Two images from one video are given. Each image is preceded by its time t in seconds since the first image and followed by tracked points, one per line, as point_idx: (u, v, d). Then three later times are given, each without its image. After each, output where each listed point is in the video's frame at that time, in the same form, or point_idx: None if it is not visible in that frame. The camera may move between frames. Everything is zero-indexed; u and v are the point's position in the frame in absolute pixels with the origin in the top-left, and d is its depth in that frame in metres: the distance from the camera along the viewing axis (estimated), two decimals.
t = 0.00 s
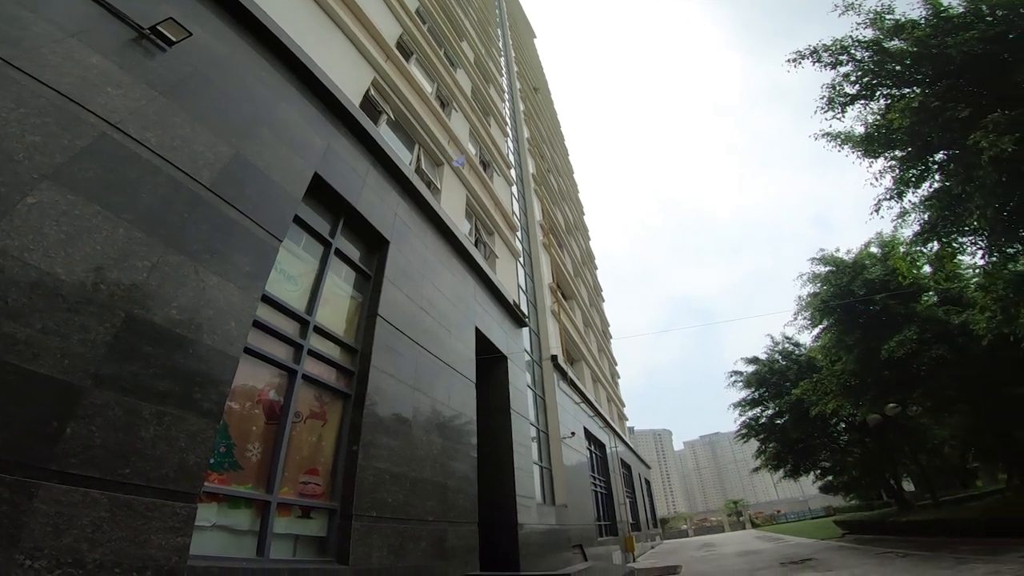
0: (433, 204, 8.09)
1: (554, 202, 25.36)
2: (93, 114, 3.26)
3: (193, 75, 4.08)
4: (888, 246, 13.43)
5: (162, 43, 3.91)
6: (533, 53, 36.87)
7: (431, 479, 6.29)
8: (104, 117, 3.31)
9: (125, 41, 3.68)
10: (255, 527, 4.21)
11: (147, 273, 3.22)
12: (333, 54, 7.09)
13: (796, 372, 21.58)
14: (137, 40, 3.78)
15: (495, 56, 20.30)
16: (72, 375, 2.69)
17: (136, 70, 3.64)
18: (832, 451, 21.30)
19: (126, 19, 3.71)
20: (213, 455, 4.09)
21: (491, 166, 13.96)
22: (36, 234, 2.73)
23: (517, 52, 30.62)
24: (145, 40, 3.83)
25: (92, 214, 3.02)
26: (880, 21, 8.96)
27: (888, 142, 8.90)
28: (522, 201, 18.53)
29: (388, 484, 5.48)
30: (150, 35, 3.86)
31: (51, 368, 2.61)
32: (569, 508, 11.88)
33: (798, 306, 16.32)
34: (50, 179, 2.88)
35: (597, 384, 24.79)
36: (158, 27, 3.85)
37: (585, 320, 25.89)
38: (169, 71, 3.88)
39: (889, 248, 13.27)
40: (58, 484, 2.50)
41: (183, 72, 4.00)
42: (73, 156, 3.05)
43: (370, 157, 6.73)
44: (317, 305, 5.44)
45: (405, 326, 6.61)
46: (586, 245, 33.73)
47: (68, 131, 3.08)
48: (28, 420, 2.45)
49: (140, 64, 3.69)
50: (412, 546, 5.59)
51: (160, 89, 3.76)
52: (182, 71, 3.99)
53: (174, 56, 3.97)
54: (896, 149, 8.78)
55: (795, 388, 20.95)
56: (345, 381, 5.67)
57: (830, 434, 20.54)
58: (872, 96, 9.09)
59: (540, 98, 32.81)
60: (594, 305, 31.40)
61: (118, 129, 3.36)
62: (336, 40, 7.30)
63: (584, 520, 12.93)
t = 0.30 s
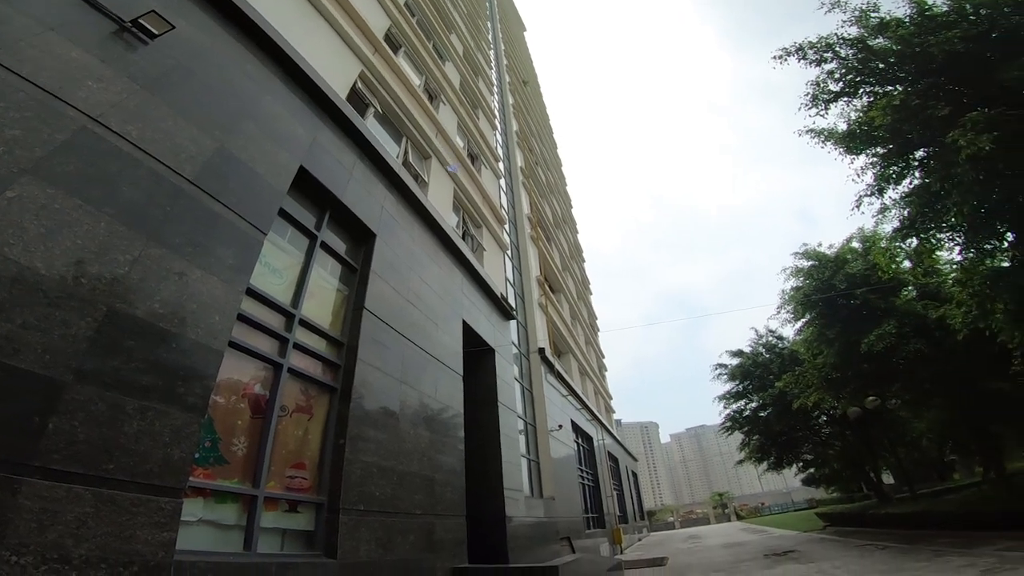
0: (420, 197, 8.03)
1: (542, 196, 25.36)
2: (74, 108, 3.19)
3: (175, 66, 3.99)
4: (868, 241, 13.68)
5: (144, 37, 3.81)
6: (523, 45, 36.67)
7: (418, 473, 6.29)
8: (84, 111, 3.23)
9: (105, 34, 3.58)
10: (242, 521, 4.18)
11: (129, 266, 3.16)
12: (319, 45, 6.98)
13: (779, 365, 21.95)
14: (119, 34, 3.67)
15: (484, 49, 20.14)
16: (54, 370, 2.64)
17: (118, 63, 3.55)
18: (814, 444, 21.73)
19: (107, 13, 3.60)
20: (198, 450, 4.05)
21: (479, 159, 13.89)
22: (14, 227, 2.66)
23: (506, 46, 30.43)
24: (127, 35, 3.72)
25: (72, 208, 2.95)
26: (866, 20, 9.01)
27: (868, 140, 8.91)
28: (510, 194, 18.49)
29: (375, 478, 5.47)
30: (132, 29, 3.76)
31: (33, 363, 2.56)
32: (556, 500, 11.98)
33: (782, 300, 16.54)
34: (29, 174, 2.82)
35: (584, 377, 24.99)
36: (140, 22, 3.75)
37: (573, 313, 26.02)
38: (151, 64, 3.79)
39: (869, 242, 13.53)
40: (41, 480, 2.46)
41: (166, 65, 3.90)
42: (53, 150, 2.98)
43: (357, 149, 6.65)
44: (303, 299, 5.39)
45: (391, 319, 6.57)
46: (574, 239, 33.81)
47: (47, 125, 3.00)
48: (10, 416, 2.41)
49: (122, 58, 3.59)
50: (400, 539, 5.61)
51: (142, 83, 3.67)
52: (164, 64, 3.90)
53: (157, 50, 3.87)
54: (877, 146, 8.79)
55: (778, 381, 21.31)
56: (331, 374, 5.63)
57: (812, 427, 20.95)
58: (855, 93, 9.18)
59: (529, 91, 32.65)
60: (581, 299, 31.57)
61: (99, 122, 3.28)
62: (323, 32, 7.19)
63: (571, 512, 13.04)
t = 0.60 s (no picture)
0: (403, 188, 7.96)
1: (527, 186, 25.30)
2: (47, 100, 3.08)
3: (153, 56, 3.87)
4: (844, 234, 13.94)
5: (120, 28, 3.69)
6: (509, 34, 36.26)
7: (402, 463, 6.30)
8: (57, 103, 3.12)
9: (79, 25, 3.46)
10: (225, 514, 4.15)
11: (104, 259, 3.08)
12: (301, 34, 6.84)
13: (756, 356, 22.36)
14: (94, 24, 3.55)
15: (470, 39, 19.89)
16: (30, 363, 2.58)
17: (93, 54, 3.43)
18: (791, 433, 22.27)
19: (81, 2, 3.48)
20: (178, 443, 4.01)
21: (463, 150, 13.78)
22: None
23: (493, 35, 30.05)
24: (101, 25, 3.60)
25: (45, 201, 2.87)
26: (847, 17, 8.93)
27: (845, 136, 8.98)
28: (495, 185, 18.43)
29: (359, 469, 5.47)
30: (107, 20, 3.64)
31: (8, 356, 2.49)
32: (539, 490, 12.12)
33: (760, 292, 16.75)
34: (2, 165, 2.72)
35: (567, 367, 25.19)
36: (115, 12, 3.63)
37: (556, 303, 26.15)
38: (127, 56, 3.67)
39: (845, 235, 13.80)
40: (20, 474, 2.42)
41: (142, 56, 3.79)
42: (26, 142, 2.88)
43: (339, 139, 6.56)
44: (283, 290, 5.33)
45: (374, 310, 6.53)
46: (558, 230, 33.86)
47: (18, 116, 2.90)
48: None
49: (97, 48, 3.48)
50: (384, 529, 5.63)
51: (118, 74, 3.56)
52: (141, 54, 3.78)
53: (133, 40, 3.75)
54: (854, 142, 8.74)
55: (756, 372, 21.75)
56: (313, 365, 5.59)
57: (788, 416, 21.48)
58: (833, 90, 9.18)
59: (514, 81, 32.36)
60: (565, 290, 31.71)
61: (74, 115, 3.19)
62: (305, 21, 7.03)
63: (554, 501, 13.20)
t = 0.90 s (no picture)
0: (389, 181, 7.90)
1: (514, 179, 25.22)
2: (24, 93, 2.99)
3: (133, 47, 3.78)
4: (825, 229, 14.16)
5: (100, 21, 3.58)
6: (497, 24, 35.91)
7: (388, 456, 6.31)
8: (33, 96, 3.03)
9: (57, 16, 3.35)
10: (210, 508, 4.13)
11: (84, 252, 3.02)
12: (286, 26, 6.72)
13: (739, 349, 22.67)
14: (73, 17, 3.44)
15: (458, 30, 19.67)
16: (9, 358, 2.52)
17: (71, 47, 3.34)
18: (773, 426, 22.70)
19: None
20: (160, 437, 3.96)
21: (450, 143, 13.69)
22: None
23: (481, 27, 29.76)
24: (81, 18, 3.48)
25: (22, 193, 2.79)
26: (831, 14, 8.94)
27: (826, 132, 9.07)
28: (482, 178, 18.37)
29: (345, 462, 5.46)
30: (87, 12, 3.52)
31: None
32: (526, 481, 12.23)
33: (743, 285, 16.92)
34: None
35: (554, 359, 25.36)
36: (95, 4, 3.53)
37: (543, 295, 26.27)
38: (107, 49, 3.57)
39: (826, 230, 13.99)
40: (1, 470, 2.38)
41: (123, 49, 3.69)
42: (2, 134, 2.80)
43: (324, 131, 6.49)
44: (267, 283, 5.27)
45: (359, 302, 6.49)
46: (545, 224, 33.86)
47: None
48: None
49: (76, 42, 3.38)
50: (371, 522, 5.64)
51: (97, 67, 3.46)
52: (122, 47, 3.68)
53: (113, 34, 3.65)
54: (835, 138, 8.86)
55: (739, 364, 22.09)
56: (298, 359, 5.55)
57: (770, 408, 21.89)
58: (817, 86, 9.22)
59: (503, 74, 32.20)
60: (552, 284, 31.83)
61: (51, 108, 3.10)
62: (290, 11, 6.90)
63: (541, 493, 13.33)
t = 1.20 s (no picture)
0: (369, 170, 7.81)
1: (497, 169, 25.09)
2: None
3: (107, 36, 3.67)
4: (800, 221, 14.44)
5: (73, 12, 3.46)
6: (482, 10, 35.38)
7: (368, 446, 6.31)
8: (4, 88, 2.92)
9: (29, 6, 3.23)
10: (187, 500, 4.10)
11: (54, 243, 2.94)
12: (266, 14, 6.55)
13: (716, 339, 23.00)
14: (44, 7, 3.32)
15: (442, 18, 19.37)
16: None
17: (44, 40, 3.23)
18: (748, 415, 23.31)
19: None
20: (135, 429, 3.90)
21: (432, 132, 13.55)
22: None
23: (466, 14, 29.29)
24: (53, 9, 3.37)
25: None
26: (811, 10, 8.96)
27: (802, 127, 9.24)
28: (464, 167, 18.25)
29: (324, 453, 5.46)
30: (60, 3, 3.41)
31: None
32: (506, 470, 12.36)
33: (721, 276, 17.09)
34: None
35: (535, 349, 25.56)
36: None
37: (524, 284, 26.36)
38: (82, 42, 3.46)
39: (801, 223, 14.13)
40: None
41: (99, 42, 3.58)
42: None
43: (303, 121, 6.38)
44: (245, 273, 5.20)
45: (339, 292, 6.44)
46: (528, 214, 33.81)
47: None
48: None
49: (49, 34, 3.26)
50: (351, 512, 5.67)
51: (71, 60, 3.36)
52: (97, 39, 3.57)
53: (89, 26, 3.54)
54: (810, 134, 9.08)
55: (716, 354, 22.55)
56: (276, 349, 5.50)
57: (744, 397, 22.44)
58: (796, 83, 9.25)
59: (487, 64, 31.90)
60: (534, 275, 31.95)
61: (22, 99, 3.00)
62: None
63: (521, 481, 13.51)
